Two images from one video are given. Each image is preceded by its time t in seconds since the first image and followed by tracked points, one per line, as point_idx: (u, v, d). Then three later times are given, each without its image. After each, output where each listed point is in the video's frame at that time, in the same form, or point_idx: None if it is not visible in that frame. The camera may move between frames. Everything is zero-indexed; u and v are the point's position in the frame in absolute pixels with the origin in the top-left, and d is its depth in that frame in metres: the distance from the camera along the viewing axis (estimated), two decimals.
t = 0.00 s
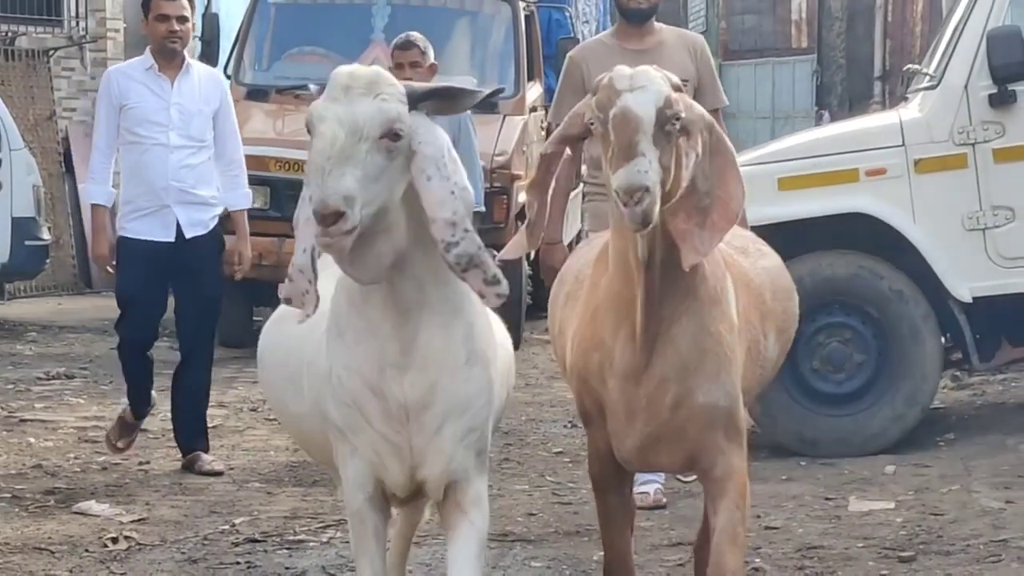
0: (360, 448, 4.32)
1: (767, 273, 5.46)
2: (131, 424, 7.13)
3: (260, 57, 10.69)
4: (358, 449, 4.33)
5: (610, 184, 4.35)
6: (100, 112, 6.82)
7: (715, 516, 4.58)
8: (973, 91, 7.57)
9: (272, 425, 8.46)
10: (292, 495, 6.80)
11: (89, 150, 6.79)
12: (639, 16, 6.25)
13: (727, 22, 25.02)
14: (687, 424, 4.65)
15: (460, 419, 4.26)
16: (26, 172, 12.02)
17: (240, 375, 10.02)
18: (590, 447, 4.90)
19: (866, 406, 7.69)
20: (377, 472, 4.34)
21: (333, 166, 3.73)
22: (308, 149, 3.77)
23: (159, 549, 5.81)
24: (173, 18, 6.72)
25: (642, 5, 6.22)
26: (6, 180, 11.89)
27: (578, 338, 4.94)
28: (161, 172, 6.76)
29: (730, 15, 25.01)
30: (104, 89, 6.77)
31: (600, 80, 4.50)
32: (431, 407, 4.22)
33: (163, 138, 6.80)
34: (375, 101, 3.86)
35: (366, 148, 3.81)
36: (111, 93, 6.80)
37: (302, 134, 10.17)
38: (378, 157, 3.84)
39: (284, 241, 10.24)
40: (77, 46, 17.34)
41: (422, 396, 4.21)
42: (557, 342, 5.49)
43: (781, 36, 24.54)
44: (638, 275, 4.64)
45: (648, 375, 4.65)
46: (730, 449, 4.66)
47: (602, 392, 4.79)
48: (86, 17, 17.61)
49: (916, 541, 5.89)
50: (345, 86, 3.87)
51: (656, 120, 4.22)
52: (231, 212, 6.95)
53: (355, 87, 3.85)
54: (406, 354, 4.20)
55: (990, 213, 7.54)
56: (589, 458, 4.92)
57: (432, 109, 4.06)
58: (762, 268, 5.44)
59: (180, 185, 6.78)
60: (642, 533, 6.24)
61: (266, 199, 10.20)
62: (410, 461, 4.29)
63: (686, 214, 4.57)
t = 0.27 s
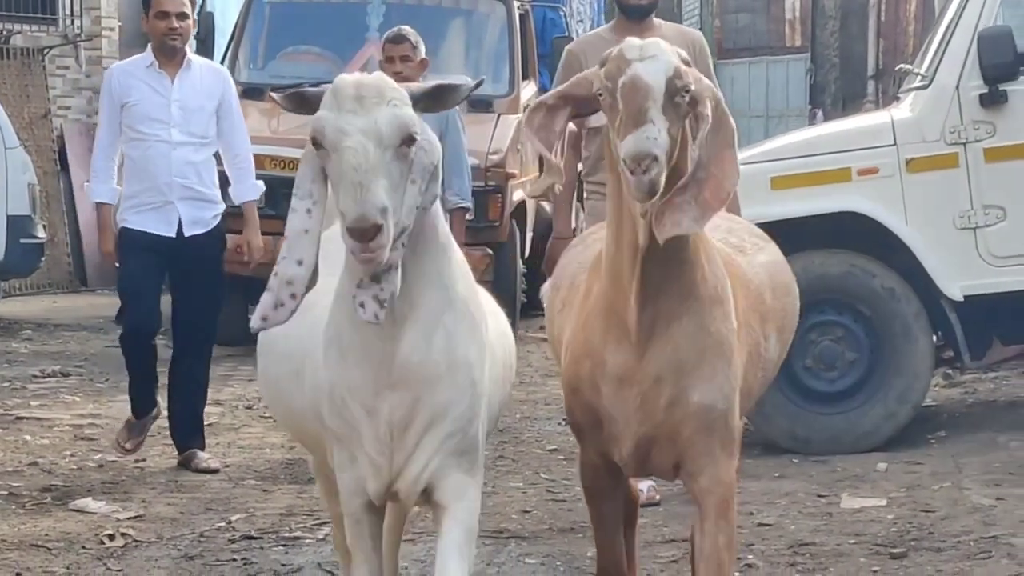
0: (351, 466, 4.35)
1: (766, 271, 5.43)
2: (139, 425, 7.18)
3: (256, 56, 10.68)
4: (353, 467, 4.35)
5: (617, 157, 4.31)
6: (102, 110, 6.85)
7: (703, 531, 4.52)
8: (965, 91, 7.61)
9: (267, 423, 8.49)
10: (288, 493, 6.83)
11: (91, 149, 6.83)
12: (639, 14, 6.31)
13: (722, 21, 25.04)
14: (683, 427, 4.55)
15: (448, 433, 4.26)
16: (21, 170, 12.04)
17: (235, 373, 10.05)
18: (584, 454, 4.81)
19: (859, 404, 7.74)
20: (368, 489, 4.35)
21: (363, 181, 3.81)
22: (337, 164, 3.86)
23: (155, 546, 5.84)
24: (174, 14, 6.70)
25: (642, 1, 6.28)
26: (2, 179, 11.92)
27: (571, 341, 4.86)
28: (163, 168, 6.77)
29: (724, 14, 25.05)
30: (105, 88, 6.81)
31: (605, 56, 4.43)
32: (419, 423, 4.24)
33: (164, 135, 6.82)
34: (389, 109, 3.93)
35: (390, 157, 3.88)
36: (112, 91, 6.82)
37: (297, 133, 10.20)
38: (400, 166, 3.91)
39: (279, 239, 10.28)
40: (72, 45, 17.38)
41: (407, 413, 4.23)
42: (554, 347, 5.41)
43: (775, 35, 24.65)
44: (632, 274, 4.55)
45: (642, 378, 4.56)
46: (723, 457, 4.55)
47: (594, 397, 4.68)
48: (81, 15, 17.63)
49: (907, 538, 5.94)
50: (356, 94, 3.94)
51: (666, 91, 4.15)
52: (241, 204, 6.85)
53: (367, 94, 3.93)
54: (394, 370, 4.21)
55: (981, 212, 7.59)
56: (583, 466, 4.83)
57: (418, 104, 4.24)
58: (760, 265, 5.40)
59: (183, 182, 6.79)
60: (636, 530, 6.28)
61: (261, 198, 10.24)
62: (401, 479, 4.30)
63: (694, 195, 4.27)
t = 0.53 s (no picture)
0: (337, 473, 4.36)
1: (766, 277, 5.43)
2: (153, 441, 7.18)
3: (248, 55, 10.68)
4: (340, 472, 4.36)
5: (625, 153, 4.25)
6: (102, 110, 6.87)
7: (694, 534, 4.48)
8: (954, 90, 7.66)
9: (260, 420, 8.53)
10: (281, 490, 6.87)
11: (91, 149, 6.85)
12: (638, 12, 6.36)
13: (714, 19, 25.05)
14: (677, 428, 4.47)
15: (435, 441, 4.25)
16: (14, 170, 12.01)
17: (228, 371, 10.09)
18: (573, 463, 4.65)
19: (848, 401, 7.79)
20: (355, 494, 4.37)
21: (380, 164, 3.83)
22: (354, 151, 3.89)
23: (149, 542, 5.88)
24: (168, 14, 6.68)
25: None
26: None
27: (562, 342, 4.76)
28: (161, 169, 6.78)
29: (717, 12, 25.07)
30: (104, 88, 6.82)
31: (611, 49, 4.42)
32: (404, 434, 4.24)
33: (163, 135, 6.82)
34: (403, 96, 3.97)
35: (406, 145, 3.91)
36: (111, 91, 6.84)
37: (290, 131, 10.24)
38: (413, 155, 3.94)
39: (272, 237, 10.32)
40: (65, 44, 17.40)
41: (391, 422, 4.22)
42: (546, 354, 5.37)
43: (768, 32, 24.71)
44: (630, 272, 4.48)
45: (638, 377, 4.46)
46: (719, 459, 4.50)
47: (585, 399, 4.56)
48: (74, 13, 17.71)
49: (896, 534, 5.99)
50: (373, 83, 3.98)
51: (674, 82, 4.12)
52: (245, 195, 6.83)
53: (383, 82, 3.97)
54: (382, 377, 4.22)
55: (970, 211, 7.65)
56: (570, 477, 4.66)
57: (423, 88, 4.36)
58: (760, 272, 5.41)
59: (183, 181, 6.79)
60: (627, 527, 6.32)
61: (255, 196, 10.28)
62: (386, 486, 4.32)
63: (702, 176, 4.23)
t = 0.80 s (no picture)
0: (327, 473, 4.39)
1: (765, 281, 5.46)
2: (158, 450, 7.11)
3: (243, 53, 10.71)
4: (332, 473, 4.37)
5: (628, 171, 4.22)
6: (99, 111, 6.86)
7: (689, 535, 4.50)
8: (946, 91, 7.69)
9: (254, 418, 8.55)
10: (275, 488, 6.89)
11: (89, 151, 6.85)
12: (640, 12, 6.38)
13: (708, 18, 25.05)
14: (675, 430, 4.48)
15: (431, 448, 4.24)
16: (9, 167, 12.04)
17: (223, 369, 10.11)
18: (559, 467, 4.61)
19: (840, 400, 7.82)
20: (346, 495, 4.39)
21: (389, 151, 3.85)
22: (368, 138, 3.90)
23: (144, 539, 5.90)
24: (163, 15, 6.66)
25: (642, 0, 6.34)
26: None
27: (556, 342, 4.71)
28: (159, 170, 6.78)
29: (711, 11, 25.07)
30: (101, 89, 6.81)
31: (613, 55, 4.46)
32: (397, 439, 4.22)
33: (160, 136, 6.82)
34: (416, 85, 3.97)
35: (418, 133, 3.92)
36: (108, 92, 6.83)
37: (285, 130, 10.26)
38: (425, 144, 3.96)
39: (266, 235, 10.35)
40: (59, 42, 17.41)
41: (384, 431, 4.20)
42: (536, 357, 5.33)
43: (760, 32, 24.80)
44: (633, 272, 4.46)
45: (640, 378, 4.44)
46: (711, 462, 4.53)
47: (586, 399, 4.51)
48: (68, 12, 17.71)
49: (888, 532, 6.02)
50: (387, 70, 3.98)
51: (676, 95, 4.14)
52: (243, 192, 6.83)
53: (397, 69, 3.97)
54: (375, 384, 4.19)
55: (961, 211, 7.68)
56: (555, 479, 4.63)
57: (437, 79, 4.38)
58: (758, 276, 5.43)
59: (179, 182, 6.80)
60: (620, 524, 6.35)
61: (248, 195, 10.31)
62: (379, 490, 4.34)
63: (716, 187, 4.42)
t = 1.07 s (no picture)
0: (312, 457, 4.24)
1: (745, 264, 5.47)
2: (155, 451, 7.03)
3: (233, 49, 10.75)
4: (319, 457, 4.23)
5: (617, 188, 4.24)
6: (91, 110, 6.85)
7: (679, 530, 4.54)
8: (933, 88, 7.74)
9: (244, 413, 8.58)
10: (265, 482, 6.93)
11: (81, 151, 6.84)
12: (640, 12, 6.43)
13: (698, 14, 25.06)
14: (668, 431, 4.50)
15: (426, 431, 4.19)
16: None
17: (213, 364, 10.14)
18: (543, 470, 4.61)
19: (827, 396, 7.87)
20: (328, 479, 4.25)
21: (411, 149, 3.78)
22: (388, 136, 3.83)
23: (134, 533, 5.93)
24: (154, 13, 6.67)
25: (642, 0, 6.38)
26: None
27: (543, 345, 4.70)
28: (151, 170, 6.78)
29: (701, 7, 25.09)
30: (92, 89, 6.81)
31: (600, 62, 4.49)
32: (395, 420, 4.14)
33: (152, 136, 6.82)
34: (433, 83, 3.92)
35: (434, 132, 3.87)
36: (100, 91, 6.83)
37: (275, 126, 10.29)
38: (437, 141, 3.92)
39: (256, 231, 10.38)
40: (49, 37, 17.42)
41: (385, 412, 4.13)
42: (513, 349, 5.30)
43: (750, 28, 24.82)
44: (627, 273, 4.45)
45: (637, 383, 4.47)
46: (702, 458, 4.57)
47: (579, 403, 4.52)
48: (58, 7, 17.70)
49: (873, 526, 6.07)
50: (405, 68, 3.92)
51: (665, 107, 4.16)
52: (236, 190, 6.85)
53: (415, 66, 3.91)
54: (376, 365, 4.11)
55: (948, 207, 7.73)
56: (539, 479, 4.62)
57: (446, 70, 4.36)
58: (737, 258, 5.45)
59: (172, 182, 6.80)
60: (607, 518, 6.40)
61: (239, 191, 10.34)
62: (369, 474, 4.24)
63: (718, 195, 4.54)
